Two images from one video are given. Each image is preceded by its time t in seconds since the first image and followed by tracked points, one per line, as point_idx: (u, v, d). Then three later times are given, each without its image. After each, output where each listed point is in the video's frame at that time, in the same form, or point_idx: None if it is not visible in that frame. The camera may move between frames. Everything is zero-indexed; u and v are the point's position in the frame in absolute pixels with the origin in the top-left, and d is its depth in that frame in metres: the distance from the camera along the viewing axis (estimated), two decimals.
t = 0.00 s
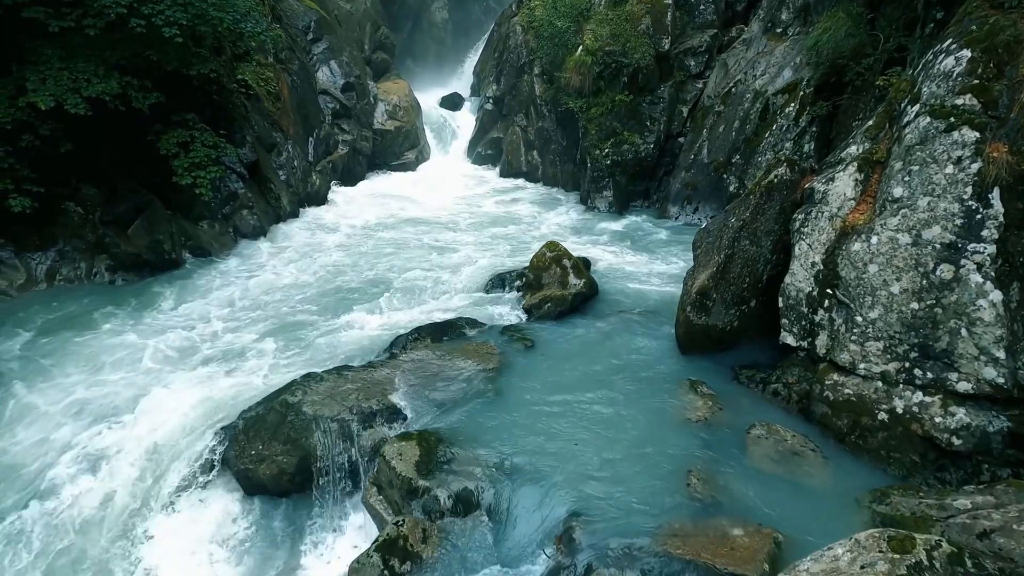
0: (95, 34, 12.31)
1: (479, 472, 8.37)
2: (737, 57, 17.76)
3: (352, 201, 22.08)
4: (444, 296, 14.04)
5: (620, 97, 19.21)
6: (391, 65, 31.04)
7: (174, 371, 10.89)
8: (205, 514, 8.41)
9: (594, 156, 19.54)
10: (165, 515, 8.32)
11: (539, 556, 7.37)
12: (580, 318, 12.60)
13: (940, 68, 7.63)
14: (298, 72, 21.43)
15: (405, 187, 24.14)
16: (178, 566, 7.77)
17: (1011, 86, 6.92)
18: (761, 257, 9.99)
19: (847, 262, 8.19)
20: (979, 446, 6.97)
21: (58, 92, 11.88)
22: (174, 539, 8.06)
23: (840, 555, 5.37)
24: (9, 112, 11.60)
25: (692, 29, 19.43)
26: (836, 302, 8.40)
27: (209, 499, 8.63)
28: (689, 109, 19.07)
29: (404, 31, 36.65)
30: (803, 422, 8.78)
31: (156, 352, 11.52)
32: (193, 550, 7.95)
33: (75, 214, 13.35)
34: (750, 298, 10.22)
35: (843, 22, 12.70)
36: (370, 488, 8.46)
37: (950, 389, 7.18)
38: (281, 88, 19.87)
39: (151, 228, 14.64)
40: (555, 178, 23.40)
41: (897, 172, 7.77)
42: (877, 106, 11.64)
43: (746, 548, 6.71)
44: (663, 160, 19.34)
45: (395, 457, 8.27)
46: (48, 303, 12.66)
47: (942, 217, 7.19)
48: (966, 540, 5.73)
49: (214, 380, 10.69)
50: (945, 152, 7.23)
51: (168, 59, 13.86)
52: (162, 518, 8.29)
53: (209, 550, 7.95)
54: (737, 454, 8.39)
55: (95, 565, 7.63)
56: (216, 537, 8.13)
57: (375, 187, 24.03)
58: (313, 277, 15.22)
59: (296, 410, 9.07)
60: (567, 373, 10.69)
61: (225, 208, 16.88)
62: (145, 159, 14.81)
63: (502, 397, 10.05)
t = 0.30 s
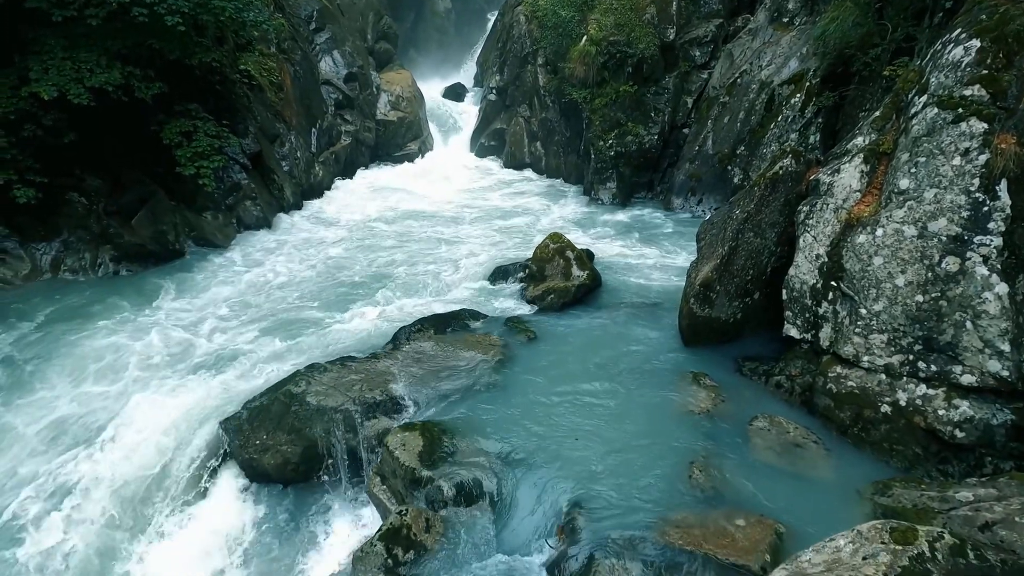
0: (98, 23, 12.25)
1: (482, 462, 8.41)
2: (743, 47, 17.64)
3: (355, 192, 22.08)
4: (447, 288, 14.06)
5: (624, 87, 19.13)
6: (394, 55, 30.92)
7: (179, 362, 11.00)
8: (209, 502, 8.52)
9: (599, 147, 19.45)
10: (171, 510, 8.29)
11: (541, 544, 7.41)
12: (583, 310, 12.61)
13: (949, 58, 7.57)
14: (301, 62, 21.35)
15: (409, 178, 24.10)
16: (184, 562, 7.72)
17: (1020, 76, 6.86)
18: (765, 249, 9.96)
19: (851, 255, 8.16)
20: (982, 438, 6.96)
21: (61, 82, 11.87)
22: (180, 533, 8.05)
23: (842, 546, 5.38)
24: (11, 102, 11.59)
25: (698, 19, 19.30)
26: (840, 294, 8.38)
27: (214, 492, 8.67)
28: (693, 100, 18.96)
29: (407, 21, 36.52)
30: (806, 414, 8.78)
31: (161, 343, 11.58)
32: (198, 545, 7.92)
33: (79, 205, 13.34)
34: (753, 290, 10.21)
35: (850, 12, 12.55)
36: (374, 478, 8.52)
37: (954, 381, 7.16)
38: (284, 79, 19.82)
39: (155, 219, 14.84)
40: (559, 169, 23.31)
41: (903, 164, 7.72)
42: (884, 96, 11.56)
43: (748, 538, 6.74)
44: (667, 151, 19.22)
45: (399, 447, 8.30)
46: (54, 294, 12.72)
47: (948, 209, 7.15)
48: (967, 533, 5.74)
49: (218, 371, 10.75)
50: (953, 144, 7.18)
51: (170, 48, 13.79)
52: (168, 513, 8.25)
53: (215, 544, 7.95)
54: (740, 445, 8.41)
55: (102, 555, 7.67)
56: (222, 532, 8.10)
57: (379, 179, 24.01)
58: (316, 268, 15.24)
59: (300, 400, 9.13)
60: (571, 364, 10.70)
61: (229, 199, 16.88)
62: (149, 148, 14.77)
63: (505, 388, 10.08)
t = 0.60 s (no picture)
0: (103, 13, 12.25)
1: (486, 453, 8.45)
2: (750, 37, 17.48)
3: (359, 183, 22.06)
4: (451, 279, 14.09)
5: (630, 78, 18.99)
6: (398, 45, 30.78)
7: (184, 352, 11.06)
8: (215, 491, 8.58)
9: (603, 139, 19.33)
10: (179, 501, 8.39)
11: (544, 534, 7.46)
12: (586, 302, 12.60)
13: (959, 49, 7.50)
14: (304, 52, 21.26)
15: (412, 170, 24.08)
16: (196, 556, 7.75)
17: None
18: (771, 242, 9.92)
19: (857, 247, 8.12)
20: (987, 432, 6.94)
21: (66, 72, 11.92)
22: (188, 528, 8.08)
23: (845, 538, 5.39)
24: (16, 92, 11.60)
25: (704, 9, 19.13)
26: (846, 287, 8.35)
27: (220, 483, 8.69)
28: (699, 91, 18.84)
29: (412, 11, 36.33)
30: (810, 407, 8.77)
31: (167, 334, 11.62)
32: (208, 537, 7.98)
33: (84, 195, 13.32)
34: (758, 283, 10.18)
35: (858, 2, 12.36)
36: (378, 468, 8.56)
37: (959, 375, 7.14)
38: (287, 69, 19.76)
39: (159, 209, 14.92)
40: (563, 161, 23.19)
41: (911, 156, 7.65)
42: (893, 88, 11.47)
43: (751, 530, 6.75)
44: (673, 143, 19.13)
45: (403, 437, 8.32)
46: (60, 285, 12.79)
47: (957, 202, 7.10)
48: (971, 526, 5.74)
49: (224, 361, 10.84)
50: (962, 135, 7.12)
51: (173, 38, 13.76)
52: (177, 504, 8.35)
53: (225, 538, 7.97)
54: (743, 437, 8.42)
55: (110, 547, 7.67)
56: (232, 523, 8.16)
57: (382, 170, 23.99)
58: (321, 259, 15.27)
59: (305, 391, 9.19)
60: (574, 356, 10.71)
61: (233, 189, 16.91)
62: (153, 139, 14.71)
63: (508, 380, 10.09)
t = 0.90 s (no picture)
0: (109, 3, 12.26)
1: (490, 445, 8.48)
2: (758, 29, 17.34)
3: (363, 175, 22.03)
4: (456, 271, 14.11)
5: (636, 70, 18.72)
6: (403, 36, 30.66)
7: (189, 343, 11.10)
8: (222, 480, 8.64)
9: (609, 131, 19.22)
10: (187, 488, 8.40)
11: (548, 526, 7.51)
12: (591, 294, 12.57)
13: (971, 40, 7.42)
14: (309, 43, 21.20)
15: (417, 162, 24.04)
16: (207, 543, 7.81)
17: None
18: (777, 236, 9.88)
19: (864, 241, 8.08)
20: (993, 427, 6.91)
21: (71, 63, 11.90)
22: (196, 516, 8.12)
23: (850, 532, 5.38)
24: (22, 83, 11.59)
25: None
26: (852, 281, 8.31)
27: (227, 473, 8.75)
28: (706, 83, 18.76)
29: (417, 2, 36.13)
30: (815, 402, 8.76)
31: (173, 324, 11.66)
32: (217, 525, 8.04)
33: (91, 186, 13.39)
34: (763, 276, 10.14)
35: None
36: (382, 459, 8.60)
37: (966, 370, 7.11)
38: (292, 61, 19.74)
39: (165, 200, 14.88)
40: (569, 153, 22.96)
41: (920, 149, 7.60)
42: (902, 80, 11.37)
43: (755, 523, 6.76)
44: (679, 135, 19.05)
45: (408, 428, 8.35)
46: (66, 275, 12.83)
47: (966, 195, 7.04)
48: (976, 521, 5.73)
49: (230, 352, 10.90)
50: (972, 128, 7.05)
51: (177, 28, 13.76)
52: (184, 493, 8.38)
53: (234, 526, 8.03)
54: (747, 431, 8.41)
55: (118, 536, 7.71)
56: (240, 512, 8.22)
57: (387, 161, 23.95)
58: (326, 251, 15.29)
59: (310, 381, 9.23)
60: (578, 349, 10.70)
61: (238, 181, 16.95)
62: (158, 129, 14.76)
63: (512, 373, 10.10)
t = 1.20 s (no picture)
0: None
1: (494, 438, 8.49)
2: (767, 21, 17.13)
3: (369, 167, 22.03)
4: (461, 264, 14.10)
5: (642, 62, 18.76)
6: (409, 28, 30.58)
7: (195, 334, 11.16)
8: (229, 474, 8.71)
9: (615, 124, 19.19)
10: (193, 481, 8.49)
11: (552, 517, 7.54)
12: (596, 288, 12.56)
13: (984, 33, 7.33)
14: (315, 35, 21.17)
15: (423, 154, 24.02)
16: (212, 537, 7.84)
17: None
18: (784, 230, 9.83)
19: (873, 236, 8.04)
20: (1000, 424, 6.84)
21: (79, 55, 12.05)
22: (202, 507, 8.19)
23: (855, 527, 5.37)
24: (30, 74, 11.69)
25: None
26: (860, 276, 8.28)
27: (233, 466, 8.82)
28: (714, 76, 18.54)
29: None
30: (820, 397, 8.74)
31: (180, 316, 11.70)
32: (222, 517, 8.08)
33: (98, 177, 13.40)
34: (770, 271, 10.10)
35: None
36: (387, 451, 8.62)
37: (974, 366, 7.05)
38: (298, 53, 19.73)
39: (171, 192, 14.99)
40: (575, 147, 22.97)
41: (930, 143, 7.53)
42: (913, 73, 11.26)
43: (759, 517, 6.76)
44: (686, 128, 18.92)
45: (412, 421, 8.36)
46: (75, 266, 12.90)
47: (976, 189, 6.97)
48: (981, 517, 5.71)
49: (236, 345, 10.96)
50: (984, 122, 6.97)
51: (182, 20, 13.83)
52: (191, 483, 8.46)
53: (240, 518, 8.07)
54: (753, 426, 8.41)
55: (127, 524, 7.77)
56: (246, 504, 8.27)
57: (392, 154, 23.93)
58: (331, 243, 15.30)
59: (316, 373, 9.26)
60: (583, 343, 10.70)
61: (244, 173, 16.99)
62: (165, 119, 14.71)
63: (517, 366, 10.11)
